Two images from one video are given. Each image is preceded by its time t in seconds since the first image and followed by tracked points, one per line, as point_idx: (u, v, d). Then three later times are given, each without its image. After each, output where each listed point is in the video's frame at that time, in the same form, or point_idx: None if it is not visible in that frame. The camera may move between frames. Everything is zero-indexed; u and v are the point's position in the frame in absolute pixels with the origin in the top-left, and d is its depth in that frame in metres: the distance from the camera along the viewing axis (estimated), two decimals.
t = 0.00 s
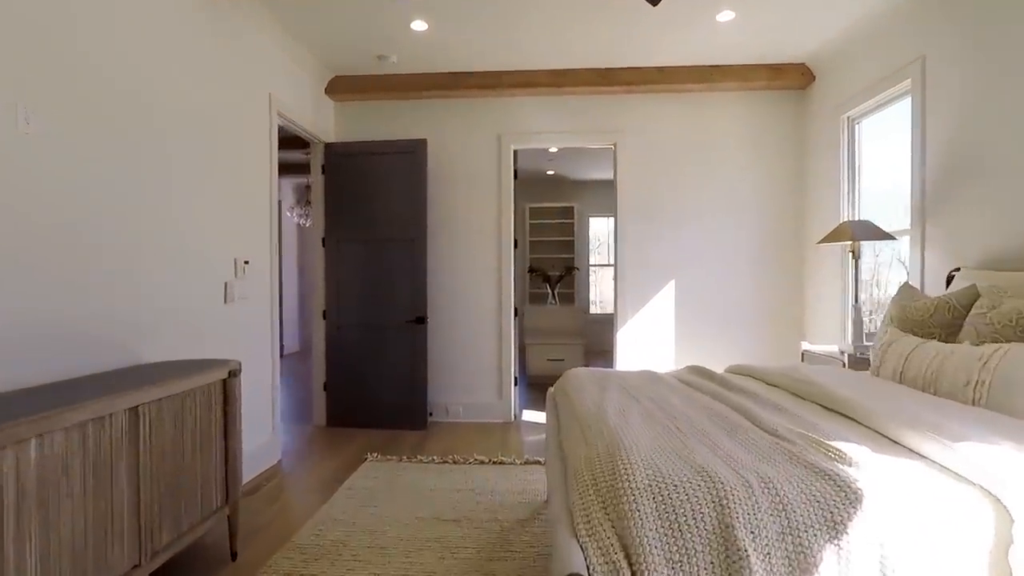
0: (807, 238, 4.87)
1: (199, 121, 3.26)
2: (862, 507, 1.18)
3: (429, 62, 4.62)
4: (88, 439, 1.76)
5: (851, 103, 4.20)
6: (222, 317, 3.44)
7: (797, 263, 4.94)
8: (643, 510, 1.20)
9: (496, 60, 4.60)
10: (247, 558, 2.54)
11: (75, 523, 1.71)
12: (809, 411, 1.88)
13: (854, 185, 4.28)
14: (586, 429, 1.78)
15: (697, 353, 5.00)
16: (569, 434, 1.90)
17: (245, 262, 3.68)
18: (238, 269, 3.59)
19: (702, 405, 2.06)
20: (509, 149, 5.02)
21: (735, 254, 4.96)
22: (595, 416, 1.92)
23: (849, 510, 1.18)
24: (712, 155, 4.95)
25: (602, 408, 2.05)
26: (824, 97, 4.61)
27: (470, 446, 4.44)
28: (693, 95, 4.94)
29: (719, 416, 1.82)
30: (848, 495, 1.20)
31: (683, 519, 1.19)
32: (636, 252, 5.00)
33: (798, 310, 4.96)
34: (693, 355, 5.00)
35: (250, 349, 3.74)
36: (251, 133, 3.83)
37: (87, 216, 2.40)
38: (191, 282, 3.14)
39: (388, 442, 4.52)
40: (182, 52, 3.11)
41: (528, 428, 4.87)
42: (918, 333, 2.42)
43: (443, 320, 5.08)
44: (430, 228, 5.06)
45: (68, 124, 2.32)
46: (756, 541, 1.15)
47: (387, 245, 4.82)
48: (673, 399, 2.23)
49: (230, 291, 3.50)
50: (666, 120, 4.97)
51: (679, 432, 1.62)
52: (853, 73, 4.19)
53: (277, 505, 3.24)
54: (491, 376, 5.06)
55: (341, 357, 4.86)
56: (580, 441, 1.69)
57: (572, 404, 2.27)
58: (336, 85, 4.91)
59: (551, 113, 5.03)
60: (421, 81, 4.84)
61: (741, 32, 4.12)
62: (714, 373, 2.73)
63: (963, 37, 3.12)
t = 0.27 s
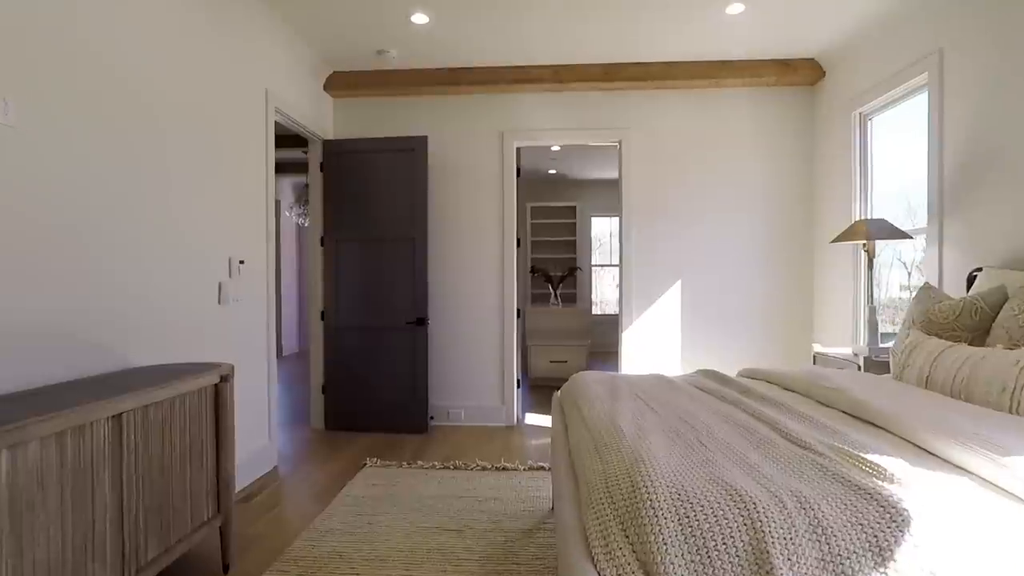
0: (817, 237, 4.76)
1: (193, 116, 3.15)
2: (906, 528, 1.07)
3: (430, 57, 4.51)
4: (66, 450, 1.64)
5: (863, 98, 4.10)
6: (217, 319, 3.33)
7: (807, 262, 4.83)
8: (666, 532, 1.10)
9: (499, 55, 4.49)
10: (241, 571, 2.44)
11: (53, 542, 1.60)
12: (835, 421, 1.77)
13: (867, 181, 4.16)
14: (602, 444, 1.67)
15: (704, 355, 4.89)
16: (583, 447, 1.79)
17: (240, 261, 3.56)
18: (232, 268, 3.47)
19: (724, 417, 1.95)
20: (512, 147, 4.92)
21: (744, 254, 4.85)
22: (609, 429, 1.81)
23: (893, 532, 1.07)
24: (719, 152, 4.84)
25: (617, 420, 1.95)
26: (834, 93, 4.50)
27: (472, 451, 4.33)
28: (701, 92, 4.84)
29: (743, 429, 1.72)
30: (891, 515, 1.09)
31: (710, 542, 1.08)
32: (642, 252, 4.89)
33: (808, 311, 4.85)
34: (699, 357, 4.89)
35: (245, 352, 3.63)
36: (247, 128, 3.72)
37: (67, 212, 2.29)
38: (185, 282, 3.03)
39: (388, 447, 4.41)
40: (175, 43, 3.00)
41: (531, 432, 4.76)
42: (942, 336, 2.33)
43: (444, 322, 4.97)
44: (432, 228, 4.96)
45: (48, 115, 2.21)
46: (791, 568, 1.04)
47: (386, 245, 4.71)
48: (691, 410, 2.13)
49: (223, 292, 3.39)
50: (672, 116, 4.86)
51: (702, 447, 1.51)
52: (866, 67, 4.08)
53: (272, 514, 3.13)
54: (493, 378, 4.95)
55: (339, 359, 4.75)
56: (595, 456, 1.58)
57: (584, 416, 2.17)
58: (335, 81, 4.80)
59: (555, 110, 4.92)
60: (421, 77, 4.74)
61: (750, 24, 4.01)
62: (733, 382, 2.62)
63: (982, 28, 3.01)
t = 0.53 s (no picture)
0: (827, 234, 4.63)
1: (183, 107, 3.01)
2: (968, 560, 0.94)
3: (429, 48, 4.37)
4: (31, 463, 1.51)
5: (876, 90, 3.97)
6: (207, 319, 3.19)
7: (817, 260, 4.70)
8: (693, 562, 0.97)
9: (500, 46, 4.36)
10: None
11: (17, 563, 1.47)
12: (867, 432, 1.64)
13: (880, 176, 4.03)
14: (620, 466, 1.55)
15: (711, 356, 4.76)
16: (598, 468, 1.67)
17: (231, 259, 3.42)
18: (222, 266, 3.33)
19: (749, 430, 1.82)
20: (513, 141, 4.78)
21: (752, 251, 4.71)
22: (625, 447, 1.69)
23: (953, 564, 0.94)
24: (726, 147, 4.71)
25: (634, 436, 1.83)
26: (845, 85, 4.37)
27: (472, 455, 4.20)
28: (708, 84, 4.70)
29: (772, 445, 1.59)
30: (950, 544, 0.96)
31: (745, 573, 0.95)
32: (647, 249, 4.76)
33: (817, 310, 4.72)
34: (706, 357, 4.75)
35: (236, 353, 3.50)
36: (240, 121, 3.58)
37: (42, 204, 2.14)
38: (174, 281, 2.90)
39: (385, 451, 4.28)
40: (162, 30, 2.86)
41: (533, 434, 4.63)
42: (973, 337, 2.19)
43: (443, 321, 4.83)
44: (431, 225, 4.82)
45: (22, 102, 2.07)
46: None
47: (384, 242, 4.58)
48: (713, 421, 2.00)
49: (213, 291, 3.25)
50: (678, 110, 4.73)
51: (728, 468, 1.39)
52: (879, 58, 3.95)
53: (264, 523, 3.00)
54: (494, 379, 4.82)
55: (336, 360, 4.62)
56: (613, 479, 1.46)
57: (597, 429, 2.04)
58: (332, 74, 4.67)
59: (558, 104, 4.78)
60: (420, 69, 4.60)
61: (760, 14, 3.88)
62: (754, 390, 2.49)
63: (1005, 15, 2.88)
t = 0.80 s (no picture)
0: (837, 232, 4.48)
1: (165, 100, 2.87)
2: None
3: (426, 40, 4.23)
4: None
5: (890, 82, 3.82)
6: (192, 322, 3.05)
7: (827, 259, 4.55)
8: None
9: (499, 38, 4.21)
10: None
11: None
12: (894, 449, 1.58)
13: (894, 172, 3.88)
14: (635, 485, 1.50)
15: (717, 358, 4.61)
16: (609, 484, 1.62)
17: (218, 258, 3.28)
18: (208, 266, 3.19)
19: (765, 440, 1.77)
20: (512, 137, 4.64)
21: (760, 250, 4.57)
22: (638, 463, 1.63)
23: None
24: (732, 142, 4.56)
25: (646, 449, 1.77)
26: (856, 78, 4.23)
27: (470, 462, 4.06)
28: (714, 78, 4.56)
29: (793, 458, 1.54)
30: None
31: None
32: (650, 248, 4.61)
33: (827, 310, 4.57)
34: (712, 359, 4.61)
35: (224, 357, 3.36)
36: (227, 115, 3.44)
37: (3, 201, 2.00)
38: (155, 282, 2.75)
39: (381, 458, 4.13)
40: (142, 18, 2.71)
41: (534, 440, 4.49)
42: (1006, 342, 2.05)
43: (441, 323, 4.69)
44: (428, 223, 4.68)
45: (23, 102, 2.09)
46: None
47: (380, 241, 4.44)
48: (722, 429, 1.95)
49: (198, 292, 3.10)
50: (682, 104, 4.58)
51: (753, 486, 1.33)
52: (893, 49, 3.80)
53: (251, 536, 2.85)
54: (494, 382, 4.68)
55: (330, 363, 4.48)
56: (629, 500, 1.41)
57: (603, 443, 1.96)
58: (325, 68, 4.53)
59: (559, 98, 4.64)
60: (416, 63, 4.46)
61: (768, 4, 3.74)
62: (766, 396, 2.39)
63: None
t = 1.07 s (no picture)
0: (847, 232, 4.36)
1: (155, 95, 2.75)
2: None
3: (425, 34, 4.11)
4: None
5: (903, 77, 3.71)
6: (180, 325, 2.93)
7: (835, 259, 4.44)
8: None
9: (500, 32, 4.09)
10: None
11: None
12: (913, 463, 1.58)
13: (906, 170, 3.77)
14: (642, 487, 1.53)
15: (722, 361, 4.50)
16: (615, 483, 1.65)
17: (208, 258, 3.16)
18: (197, 267, 3.07)
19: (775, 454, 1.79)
20: (513, 134, 4.52)
21: (766, 250, 4.45)
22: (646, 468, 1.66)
23: None
24: (739, 140, 4.45)
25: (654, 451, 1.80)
26: (867, 73, 4.11)
27: (469, 468, 3.94)
28: (721, 73, 4.44)
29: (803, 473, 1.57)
30: None
31: None
32: (654, 248, 4.49)
33: (835, 312, 4.46)
34: (717, 362, 4.49)
35: (215, 361, 3.24)
36: (219, 110, 3.32)
37: None
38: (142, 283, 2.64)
39: (377, 465, 4.01)
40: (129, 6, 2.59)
41: (535, 445, 4.37)
42: None
43: (439, 325, 4.57)
44: (426, 222, 4.56)
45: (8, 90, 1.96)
46: None
47: (377, 240, 4.32)
48: (728, 436, 1.97)
49: (186, 294, 2.97)
50: (688, 100, 4.46)
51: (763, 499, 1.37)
52: (907, 43, 3.68)
53: (241, 548, 2.74)
54: (493, 386, 4.56)
55: (326, 366, 4.36)
56: (638, 502, 1.45)
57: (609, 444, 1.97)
58: (321, 62, 4.40)
59: (561, 94, 4.52)
60: (415, 57, 4.34)
61: None
62: (778, 403, 2.31)
63: None
